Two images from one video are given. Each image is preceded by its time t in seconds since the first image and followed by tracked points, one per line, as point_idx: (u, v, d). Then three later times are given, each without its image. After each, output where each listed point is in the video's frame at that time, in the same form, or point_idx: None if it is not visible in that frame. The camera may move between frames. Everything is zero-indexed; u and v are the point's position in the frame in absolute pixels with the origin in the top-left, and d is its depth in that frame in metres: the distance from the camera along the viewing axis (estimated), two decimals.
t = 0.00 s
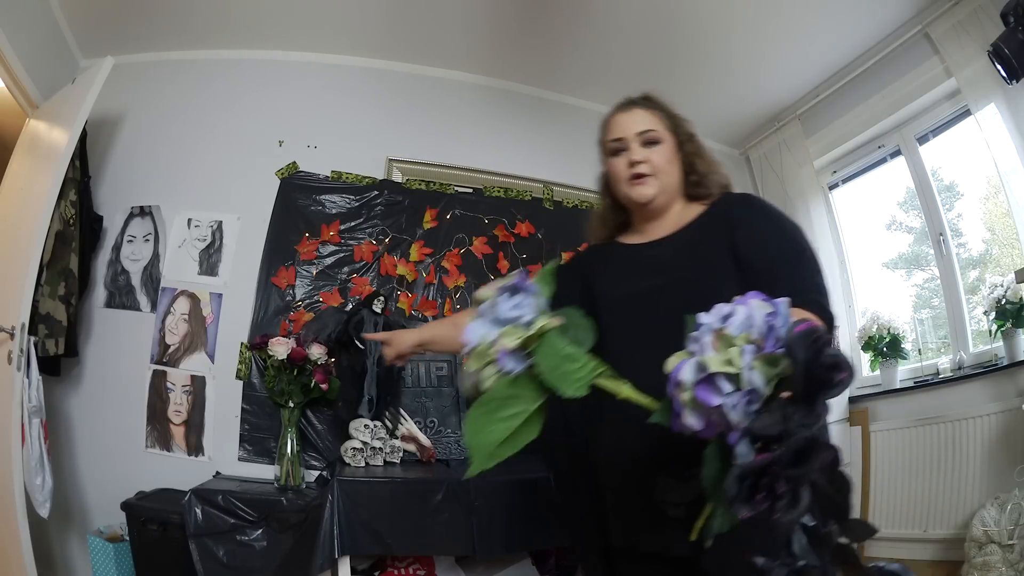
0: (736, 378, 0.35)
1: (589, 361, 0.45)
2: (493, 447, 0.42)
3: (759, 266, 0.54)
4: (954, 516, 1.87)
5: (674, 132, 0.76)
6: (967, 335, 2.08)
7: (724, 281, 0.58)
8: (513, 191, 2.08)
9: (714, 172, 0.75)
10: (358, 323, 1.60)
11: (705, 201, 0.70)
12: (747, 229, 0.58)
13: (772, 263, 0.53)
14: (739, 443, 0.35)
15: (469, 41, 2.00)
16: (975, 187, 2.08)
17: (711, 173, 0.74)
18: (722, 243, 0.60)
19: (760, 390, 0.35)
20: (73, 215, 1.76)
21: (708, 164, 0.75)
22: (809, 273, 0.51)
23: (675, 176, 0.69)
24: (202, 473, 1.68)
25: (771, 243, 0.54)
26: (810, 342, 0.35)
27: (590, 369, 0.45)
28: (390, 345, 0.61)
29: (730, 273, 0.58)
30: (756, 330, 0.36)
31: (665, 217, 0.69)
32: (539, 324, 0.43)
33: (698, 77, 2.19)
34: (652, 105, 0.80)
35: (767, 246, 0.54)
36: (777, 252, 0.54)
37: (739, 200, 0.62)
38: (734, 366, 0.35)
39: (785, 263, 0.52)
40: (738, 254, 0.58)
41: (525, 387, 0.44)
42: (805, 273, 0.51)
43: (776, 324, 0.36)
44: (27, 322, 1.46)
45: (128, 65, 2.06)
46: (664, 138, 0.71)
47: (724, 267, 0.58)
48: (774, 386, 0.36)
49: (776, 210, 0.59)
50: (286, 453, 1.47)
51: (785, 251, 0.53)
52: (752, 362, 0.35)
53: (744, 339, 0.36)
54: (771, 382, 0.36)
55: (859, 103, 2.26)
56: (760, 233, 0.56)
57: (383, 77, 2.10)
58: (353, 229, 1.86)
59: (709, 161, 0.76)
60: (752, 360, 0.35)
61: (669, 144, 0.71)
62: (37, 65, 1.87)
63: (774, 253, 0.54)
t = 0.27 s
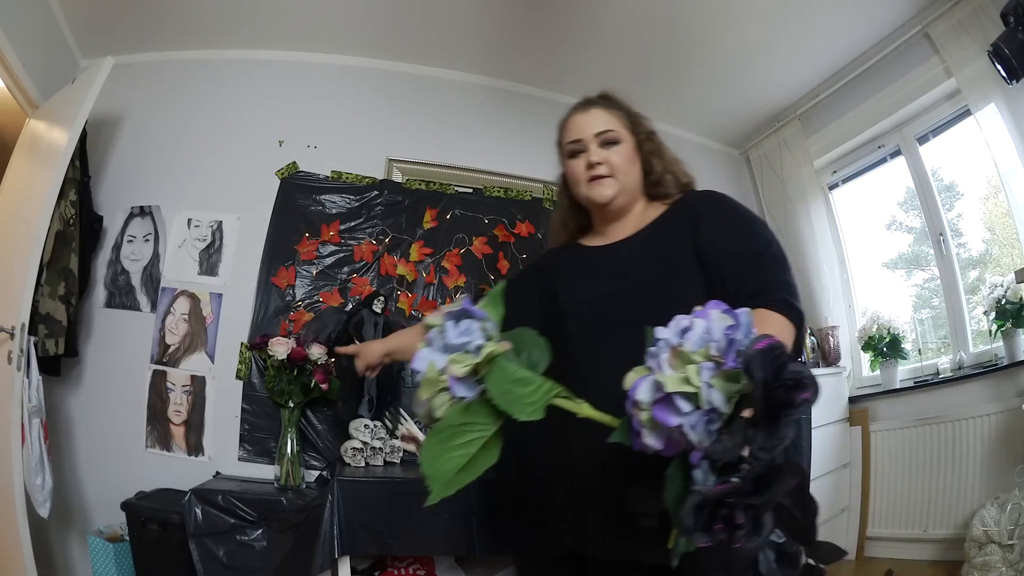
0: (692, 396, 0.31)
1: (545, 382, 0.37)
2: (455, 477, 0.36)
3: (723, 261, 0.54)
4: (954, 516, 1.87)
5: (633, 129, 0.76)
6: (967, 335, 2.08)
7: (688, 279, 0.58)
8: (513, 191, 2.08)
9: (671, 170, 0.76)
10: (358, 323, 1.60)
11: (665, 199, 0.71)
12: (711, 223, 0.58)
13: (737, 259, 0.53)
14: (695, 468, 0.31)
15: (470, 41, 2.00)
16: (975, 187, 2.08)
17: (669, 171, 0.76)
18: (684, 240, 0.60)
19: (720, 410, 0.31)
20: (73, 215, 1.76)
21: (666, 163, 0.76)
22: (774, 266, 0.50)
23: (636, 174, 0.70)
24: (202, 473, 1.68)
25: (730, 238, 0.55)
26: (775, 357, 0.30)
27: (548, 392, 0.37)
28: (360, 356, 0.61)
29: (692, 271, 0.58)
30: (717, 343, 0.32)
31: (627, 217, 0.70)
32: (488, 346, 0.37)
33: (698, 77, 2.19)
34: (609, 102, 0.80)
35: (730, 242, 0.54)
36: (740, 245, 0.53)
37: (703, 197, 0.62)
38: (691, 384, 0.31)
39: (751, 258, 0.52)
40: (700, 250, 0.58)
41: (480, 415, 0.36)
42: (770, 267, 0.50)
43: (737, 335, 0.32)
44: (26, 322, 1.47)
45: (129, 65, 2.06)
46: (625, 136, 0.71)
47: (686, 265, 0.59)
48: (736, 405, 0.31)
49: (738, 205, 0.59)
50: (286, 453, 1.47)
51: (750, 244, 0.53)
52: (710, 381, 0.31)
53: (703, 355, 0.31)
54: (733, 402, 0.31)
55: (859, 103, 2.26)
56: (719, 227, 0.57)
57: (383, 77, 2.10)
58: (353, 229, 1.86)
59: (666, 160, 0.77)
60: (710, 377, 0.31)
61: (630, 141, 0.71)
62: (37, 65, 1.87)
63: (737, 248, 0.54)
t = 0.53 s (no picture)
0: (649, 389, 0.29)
1: (509, 375, 0.35)
2: (418, 468, 0.34)
3: (704, 258, 0.54)
4: (954, 516, 1.88)
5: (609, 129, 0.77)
6: (967, 335, 2.08)
7: (669, 278, 0.58)
8: (513, 191, 2.08)
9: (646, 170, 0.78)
10: (358, 323, 1.59)
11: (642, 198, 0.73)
12: (692, 220, 0.58)
13: (718, 256, 0.52)
14: (648, 463, 0.30)
15: (469, 41, 2.00)
16: (975, 186, 2.08)
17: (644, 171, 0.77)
18: (664, 239, 0.60)
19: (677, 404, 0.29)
20: (73, 215, 1.76)
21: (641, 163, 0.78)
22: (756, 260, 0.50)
23: (613, 174, 0.70)
24: (202, 473, 1.68)
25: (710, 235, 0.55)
26: (730, 347, 0.28)
27: (512, 386, 0.35)
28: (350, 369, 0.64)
29: (673, 270, 0.58)
30: (678, 335, 0.30)
31: (604, 218, 0.71)
32: (449, 336, 0.35)
33: (699, 77, 2.19)
34: (585, 102, 0.81)
35: (710, 238, 0.54)
36: (720, 242, 0.53)
37: (685, 195, 0.63)
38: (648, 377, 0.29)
39: (731, 254, 0.51)
40: (680, 248, 0.58)
41: (442, 407, 0.35)
42: (752, 262, 0.50)
43: (697, 327, 0.29)
44: (26, 322, 1.47)
45: (129, 65, 2.07)
46: (601, 136, 0.72)
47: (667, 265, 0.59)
48: (697, 400, 0.29)
49: (718, 201, 0.59)
50: (286, 453, 1.47)
51: (731, 239, 0.53)
52: (668, 374, 0.29)
53: (663, 348, 0.30)
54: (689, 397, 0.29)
55: (859, 104, 2.26)
56: (697, 222, 0.57)
57: (383, 77, 2.10)
58: (353, 229, 1.86)
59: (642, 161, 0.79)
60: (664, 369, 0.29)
61: (606, 141, 0.72)
62: (37, 65, 1.87)
63: (716, 244, 0.53)
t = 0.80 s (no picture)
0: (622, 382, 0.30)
1: (485, 371, 0.36)
2: (395, 467, 0.33)
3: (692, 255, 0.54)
4: (955, 516, 1.88)
5: (599, 129, 0.77)
6: (967, 335, 2.08)
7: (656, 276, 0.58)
8: (513, 191, 2.08)
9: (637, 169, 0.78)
10: (358, 323, 1.56)
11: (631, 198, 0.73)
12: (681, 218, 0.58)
13: (705, 253, 0.52)
14: (617, 456, 0.29)
15: (469, 41, 2.00)
16: (975, 186, 2.08)
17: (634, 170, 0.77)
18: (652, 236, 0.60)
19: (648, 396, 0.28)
20: (73, 215, 1.76)
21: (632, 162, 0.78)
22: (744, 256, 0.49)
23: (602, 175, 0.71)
24: (202, 473, 1.68)
25: (697, 231, 0.54)
26: (695, 338, 0.28)
27: (488, 381, 0.35)
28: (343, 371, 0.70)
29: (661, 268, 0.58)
30: (650, 329, 0.30)
31: (593, 219, 0.72)
32: (424, 331, 0.36)
33: (699, 77, 2.19)
34: (574, 100, 0.81)
35: (697, 235, 0.54)
36: (707, 238, 0.53)
37: (674, 192, 0.62)
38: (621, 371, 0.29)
39: (718, 250, 0.51)
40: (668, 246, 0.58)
41: (419, 403, 0.35)
42: (739, 257, 0.49)
43: (669, 318, 0.29)
44: (26, 322, 1.47)
45: (129, 65, 2.06)
46: (590, 136, 0.72)
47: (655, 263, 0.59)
48: (669, 393, 0.29)
49: (707, 198, 0.59)
50: (286, 453, 1.47)
51: (718, 234, 0.52)
52: (640, 365, 0.29)
53: (635, 340, 0.30)
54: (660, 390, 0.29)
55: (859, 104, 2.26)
56: (687, 220, 0.57)
57: (383, 76, 2.10)
58: (353, 229, 1.86)
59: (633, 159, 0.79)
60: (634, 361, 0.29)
61: (595, 141, 0.72)
62: (37, 65, 1.87)
63: (702, 241, 0.53)
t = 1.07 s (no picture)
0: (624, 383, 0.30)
1: (485, 367, 0.35)
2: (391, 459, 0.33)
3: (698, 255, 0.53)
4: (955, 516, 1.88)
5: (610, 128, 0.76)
6: (967, 335, 2.08)
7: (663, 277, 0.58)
8: (513, 191, 2.08)
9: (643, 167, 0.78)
10: (358, 323, 1.54)
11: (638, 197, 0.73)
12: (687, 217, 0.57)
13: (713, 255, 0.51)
14: (615, 464, 0.29)
15: (469, 40, 2.00)
16: (975, 186, 2.08)
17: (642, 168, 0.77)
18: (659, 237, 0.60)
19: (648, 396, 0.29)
20: (73, 215, 1.76)
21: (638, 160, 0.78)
22: (758, 258, 0.47)
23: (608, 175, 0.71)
24: (202, 473, 1.68)
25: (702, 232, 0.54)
26: (697, 344, 0.28)
27: (488, 377, 0.35)
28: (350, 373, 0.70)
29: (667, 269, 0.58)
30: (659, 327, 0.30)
31: (600, 217, 0.72)
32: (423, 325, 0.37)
33: (699, 77, 2.19)
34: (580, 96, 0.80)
35: (704, 237, 0.53)
36: (716, 240, 0.52)
37: (682, 191, 0.61)
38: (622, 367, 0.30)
39: (728, 250, 0.49)
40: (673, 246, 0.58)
41: (415, 396, 0.35)
42: (753, 259, 0.47)
43: (674, 320, 0.29)
44: (26, 322, 1.47)
45: (129, 65, 2.06)
46: (598, 136, 0.73)
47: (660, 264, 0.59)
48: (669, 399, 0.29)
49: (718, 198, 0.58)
50: (286, 453, 1.47)
51: (728, 237, 0.51)
52: (641, 369, 0.29)
53: (638, 343, 0.30)
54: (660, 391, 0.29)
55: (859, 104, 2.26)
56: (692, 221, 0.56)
57: (384, 77, 2.10)
58: (353, 229, 1.86)
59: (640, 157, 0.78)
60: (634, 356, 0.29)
61: (602, 142, 0.72)
62: (37, 65, 1.87)
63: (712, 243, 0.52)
